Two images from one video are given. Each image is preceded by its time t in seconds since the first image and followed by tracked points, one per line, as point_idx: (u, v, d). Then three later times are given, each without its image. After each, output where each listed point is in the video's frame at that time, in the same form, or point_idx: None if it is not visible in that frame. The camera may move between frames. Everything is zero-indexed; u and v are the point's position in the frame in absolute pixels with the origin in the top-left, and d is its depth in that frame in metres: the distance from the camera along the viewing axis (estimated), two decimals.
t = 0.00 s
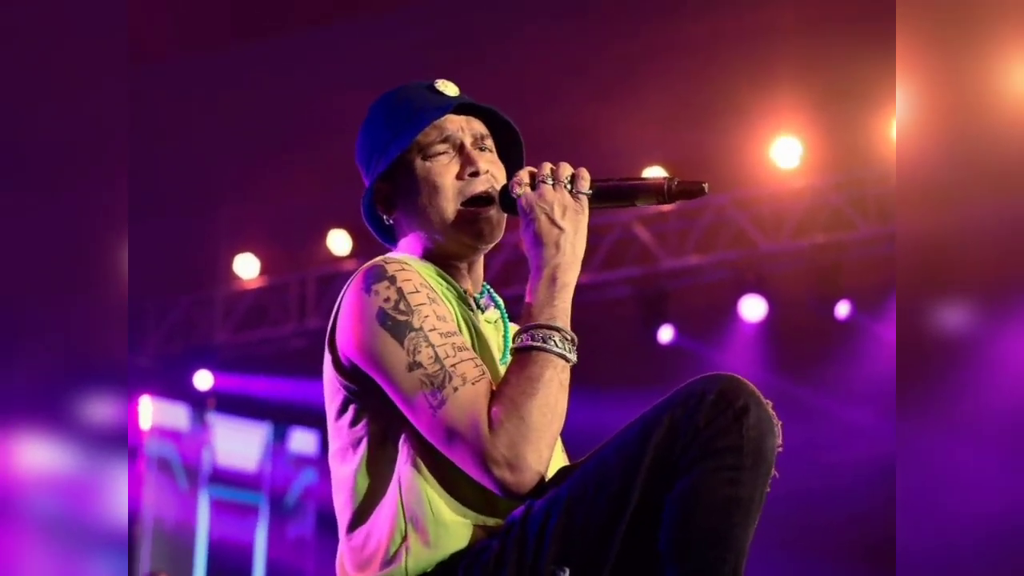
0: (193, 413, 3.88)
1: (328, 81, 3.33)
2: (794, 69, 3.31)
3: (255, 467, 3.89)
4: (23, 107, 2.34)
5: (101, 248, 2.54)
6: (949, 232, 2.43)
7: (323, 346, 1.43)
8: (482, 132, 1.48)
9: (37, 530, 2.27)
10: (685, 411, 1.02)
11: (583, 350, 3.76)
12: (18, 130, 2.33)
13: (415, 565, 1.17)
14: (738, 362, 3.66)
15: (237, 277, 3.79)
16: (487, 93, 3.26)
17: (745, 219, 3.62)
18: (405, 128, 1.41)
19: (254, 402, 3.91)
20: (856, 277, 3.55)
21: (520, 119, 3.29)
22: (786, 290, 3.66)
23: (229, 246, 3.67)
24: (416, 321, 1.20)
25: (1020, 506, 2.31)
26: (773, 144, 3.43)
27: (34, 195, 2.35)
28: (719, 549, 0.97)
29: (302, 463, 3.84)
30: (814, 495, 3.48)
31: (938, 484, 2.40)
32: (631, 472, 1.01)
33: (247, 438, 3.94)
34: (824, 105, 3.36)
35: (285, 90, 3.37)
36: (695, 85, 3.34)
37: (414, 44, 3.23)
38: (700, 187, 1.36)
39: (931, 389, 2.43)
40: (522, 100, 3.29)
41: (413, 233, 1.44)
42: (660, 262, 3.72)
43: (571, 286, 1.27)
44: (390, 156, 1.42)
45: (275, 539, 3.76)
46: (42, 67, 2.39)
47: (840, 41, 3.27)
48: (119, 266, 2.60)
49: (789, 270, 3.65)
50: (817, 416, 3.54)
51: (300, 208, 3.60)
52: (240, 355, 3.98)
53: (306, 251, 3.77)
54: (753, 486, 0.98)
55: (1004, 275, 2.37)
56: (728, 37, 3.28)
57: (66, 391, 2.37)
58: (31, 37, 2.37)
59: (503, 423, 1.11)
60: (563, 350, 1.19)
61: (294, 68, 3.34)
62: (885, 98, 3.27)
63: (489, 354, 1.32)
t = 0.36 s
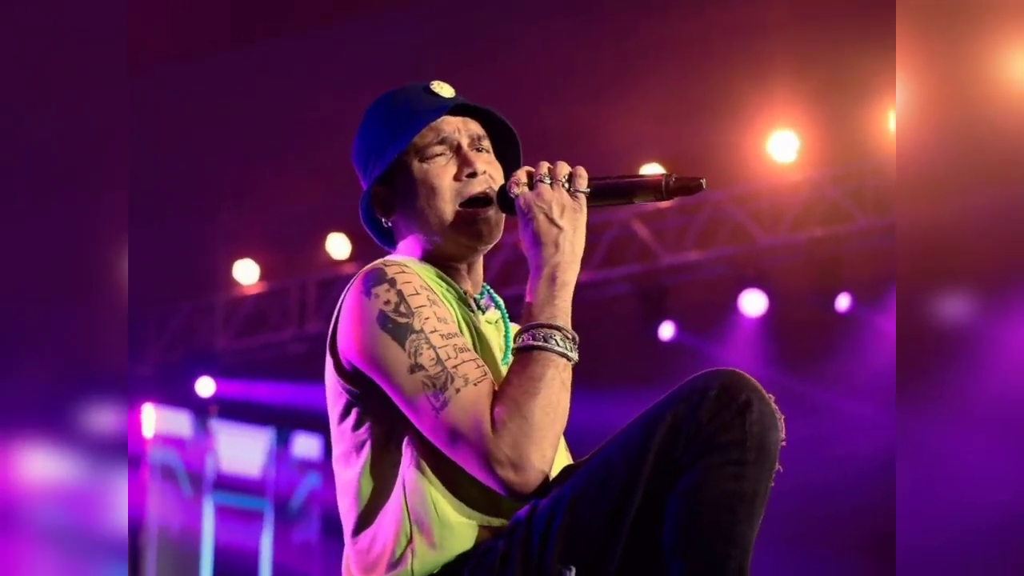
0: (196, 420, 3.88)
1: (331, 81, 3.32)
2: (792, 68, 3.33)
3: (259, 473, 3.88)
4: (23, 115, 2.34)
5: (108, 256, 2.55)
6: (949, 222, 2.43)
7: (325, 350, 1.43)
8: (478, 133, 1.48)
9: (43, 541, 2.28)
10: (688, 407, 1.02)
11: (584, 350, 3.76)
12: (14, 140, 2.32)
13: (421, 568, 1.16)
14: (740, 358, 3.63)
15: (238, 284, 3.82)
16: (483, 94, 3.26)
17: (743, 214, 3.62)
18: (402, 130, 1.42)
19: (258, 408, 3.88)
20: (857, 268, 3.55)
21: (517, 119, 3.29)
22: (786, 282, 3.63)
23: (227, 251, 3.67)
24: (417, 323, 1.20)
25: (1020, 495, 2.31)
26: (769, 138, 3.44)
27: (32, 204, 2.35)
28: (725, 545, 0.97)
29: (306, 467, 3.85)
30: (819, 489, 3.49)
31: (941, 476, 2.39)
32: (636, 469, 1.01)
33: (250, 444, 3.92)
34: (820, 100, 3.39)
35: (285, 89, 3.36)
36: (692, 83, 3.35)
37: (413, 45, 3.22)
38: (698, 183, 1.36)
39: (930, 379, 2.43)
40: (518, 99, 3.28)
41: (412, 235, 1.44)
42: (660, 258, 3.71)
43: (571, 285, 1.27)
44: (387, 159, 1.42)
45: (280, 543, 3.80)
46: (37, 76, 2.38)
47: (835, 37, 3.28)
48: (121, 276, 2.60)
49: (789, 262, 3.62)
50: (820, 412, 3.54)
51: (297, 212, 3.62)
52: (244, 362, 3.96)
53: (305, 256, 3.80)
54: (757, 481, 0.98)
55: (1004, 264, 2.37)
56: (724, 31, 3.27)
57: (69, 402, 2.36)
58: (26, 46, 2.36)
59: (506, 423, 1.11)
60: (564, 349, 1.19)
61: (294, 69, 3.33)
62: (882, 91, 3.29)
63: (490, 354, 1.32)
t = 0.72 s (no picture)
0: (188, 398, 3.93)
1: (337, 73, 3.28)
2: (803, 84, 3.30)
3: (246, 456, 3.95)
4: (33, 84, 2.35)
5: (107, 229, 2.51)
6: (953, 250, 2.42)
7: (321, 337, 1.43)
8: (488, 131, 1.47)
9: (27, 510, 2.27)
10: (680, 418, 1.01)
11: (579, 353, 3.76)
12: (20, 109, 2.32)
13: (403, 561, 1.17)
14: (736, 372, 3.72)
15: (238, 265, 3.82)
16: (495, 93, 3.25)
17: (748, 230, 3.63)
18: (412, 124, 1.42)
19: (253, 392, 3.97)
20: (857, 293, 3.67)
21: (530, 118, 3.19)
22: (788, 302, 3.70)
23: (230, 234, 3.69)
24: (415, 317, 1.20)
25: (1014, 528, 2.33)
26: (778, 157, 3.45)
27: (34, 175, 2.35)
28: (708, 558, 0.97)
29: (295, 453, 3.91)
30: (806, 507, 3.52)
31: (937, 505, 2.39)
32: (624, 477, 1.01)
33: (241, 427, 4.00)
34: (831, 120, 3.37)
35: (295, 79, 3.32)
36: (702, 94, 3.29)
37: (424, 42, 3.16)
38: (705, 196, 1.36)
39: (927, 408, 2.42)
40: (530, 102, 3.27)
41: (416, 229, 1.44)
42: (661, 268, 3.73)
43: (571, 289, 1.27)
44: (396, 151, 1.42)
45: (265, 529, 3.82)
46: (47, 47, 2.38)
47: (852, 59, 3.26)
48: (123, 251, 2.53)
49: (792, 281, 3.68)
50: (811, 429, 3.61)
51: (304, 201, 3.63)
52: (241, 344, 4.02)
53: (307, 243, 3.83)
54: (744, 497, 0.98)
55: (1004, 294, 2.37)
56: (740, 45, 3.23)
57: (63, 372, 2.36)
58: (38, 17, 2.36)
59: (497, 422, 1.11)
60: (560, 352, 1.19)
61: (302, 59, 3.29)
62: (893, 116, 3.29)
63: (486, 352, 1.32)
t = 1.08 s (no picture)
0: (199, 428, 3.91)
1: (336, 75, 3.29)
2: (785, 59, 3.32)
3: (264, 480, 3.92)
4: (21, 127, 2.35)
5: (97, 266, 2.48)
6: (947, 210, 2.42)
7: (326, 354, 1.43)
8: (474, 134, 1.48)
9: (49, 553, 2.29)
10: (692, 401, 1.02)
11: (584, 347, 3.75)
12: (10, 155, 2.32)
13: (429, 570, 1.17)
14: (741, 352, 3.62)
15: (238, 291, 3.81)
16: (478, 95, 3.25)
17: (741, 207, 3.63)
18: (397, 134, 1.42)
19: (262, 416, 3.92)
20: (857, 258, 3.57)
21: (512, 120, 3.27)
22: (787, 276, 3.63)
23: (227, 262, 3.67)
24: (417, 326, 1.20)
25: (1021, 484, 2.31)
26: (765, 130, 3.43)
27: (30, 219, 2.35)
28: (733, 539, 0.97)
29: (311, 473, 3.86)
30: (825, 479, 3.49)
31: (947, 464, 2.38)
32: (641, 465, 1.01)
33: (256, 452, 3.97)
34: (818, 91, 3.37)
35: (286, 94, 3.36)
36: (682, 79, 3.34)
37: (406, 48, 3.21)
38: (695, 178, 1.36)
39: (932, 369, 2.41)
40: (513, 101, 3.26)
41: (411, 238, 1.44)
42: (659, 254, 3.72)
43: (571, 283, 1.27)
44: (384, 162, 1.42)
45: (288, 550, 3.80)
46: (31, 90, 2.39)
47: (831, 26, 3.28)
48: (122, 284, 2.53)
49: (787, 255, 3.63)
50: (822, 403, 3.55)
51: (294, 219, 3.59)
52: (245, 371, 3.97)
53: (305, 260, 3.78)
54: (762, 474, 0.98)
55: (1003, 248, 2.36)
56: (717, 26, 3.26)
57: (74, 415, 2.36)
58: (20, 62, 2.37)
59: (510, 423, 1.11)
60: (566, 348, 1.19)
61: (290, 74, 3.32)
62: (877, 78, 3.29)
63: (492, 354, 1.32)
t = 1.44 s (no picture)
0: (187, 396, 3.89)
1: (338, 73, 3.33)
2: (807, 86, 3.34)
3: (246, 454, 3.89)
4: (36, 81, 2.36)
5: (101, 226, 2.52)
6: (954, 253, 2.42)
7: (320, 335, 1.43)
8: (489, 131, 1.48)
9: (27, 507, 2.26)
10: (680, 419, 1.01)
11: (580, 353, 3.76)
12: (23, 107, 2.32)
13: (401, 560, 1.17)
14: (735, 374, 3.65)
15: (238, 263, 3.79)
16: (495, 94, 3.27)
17: (748, 231, 3.63)
18: (413, 123, 1.42)
19: (252, 389, 3.90)
20: (858, 294, 3.57)
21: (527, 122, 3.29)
22: (787, 303, 3.64)
23: (229, 237, 3.68)
24: (414, 316, 1.20)
25: (1015, 531, 2.30)
26: (779, 158, 3.42)
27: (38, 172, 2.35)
28: (707, 559, 0.97)
29: (294, 451, 3.84)
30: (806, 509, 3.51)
31: (932, 505, 2.39)
32: (623, 477, 1.01)
33: (240, 425, 3.94)
34: (835, 121, 3.39)
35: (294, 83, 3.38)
36: (704, 96, 3.34)
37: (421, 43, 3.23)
38: (706, 197, 1.36)
39: (929, 407, 2.42)
40: (528, 103, 3.28)
41: (416, 228, 1.44)
42: (662, 269, 3.73)
43: (571, 289, 1.27)
44: (396, 150, 1.42)
45: (264, 527, 3.80)
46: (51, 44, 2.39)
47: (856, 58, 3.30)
48: (121, 248, 2.61)
49: (792, 282, 3.63)
50: (812, 434, 3.54)
51: (297, 199, 3.61)
52: (239, 343, 3.95)
53: (308, 240, 3.74)
54: (743, 499, 0.98)
55: (1005, 296, 2.37)
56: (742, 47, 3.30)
57: (61, 368, 2.36)
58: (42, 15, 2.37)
59: (496, 422, 1.11)
60: (560, 353, 1.19)
61: (307, 60, 3.34)
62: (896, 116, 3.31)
63: (486, 352, 1.32)
